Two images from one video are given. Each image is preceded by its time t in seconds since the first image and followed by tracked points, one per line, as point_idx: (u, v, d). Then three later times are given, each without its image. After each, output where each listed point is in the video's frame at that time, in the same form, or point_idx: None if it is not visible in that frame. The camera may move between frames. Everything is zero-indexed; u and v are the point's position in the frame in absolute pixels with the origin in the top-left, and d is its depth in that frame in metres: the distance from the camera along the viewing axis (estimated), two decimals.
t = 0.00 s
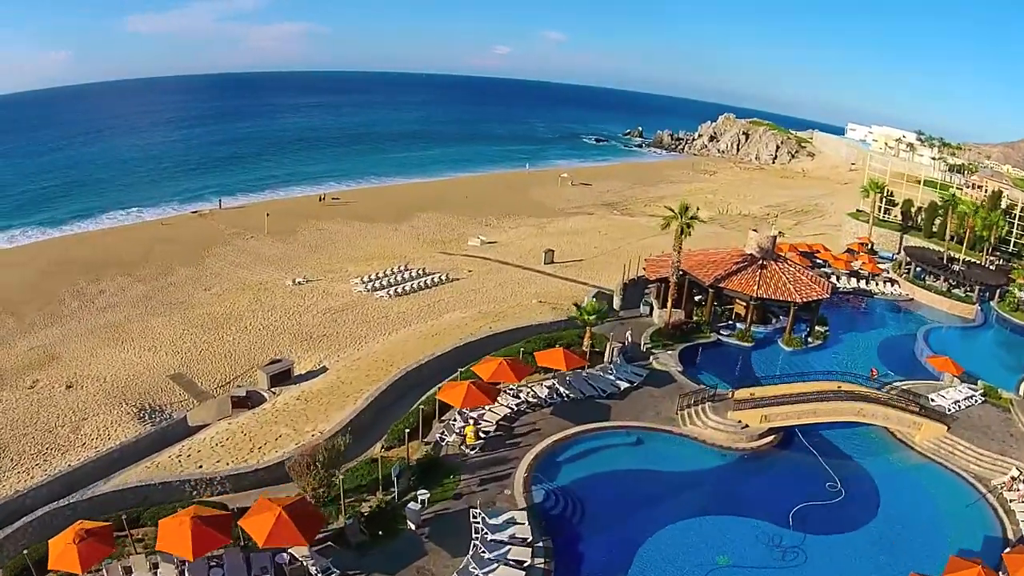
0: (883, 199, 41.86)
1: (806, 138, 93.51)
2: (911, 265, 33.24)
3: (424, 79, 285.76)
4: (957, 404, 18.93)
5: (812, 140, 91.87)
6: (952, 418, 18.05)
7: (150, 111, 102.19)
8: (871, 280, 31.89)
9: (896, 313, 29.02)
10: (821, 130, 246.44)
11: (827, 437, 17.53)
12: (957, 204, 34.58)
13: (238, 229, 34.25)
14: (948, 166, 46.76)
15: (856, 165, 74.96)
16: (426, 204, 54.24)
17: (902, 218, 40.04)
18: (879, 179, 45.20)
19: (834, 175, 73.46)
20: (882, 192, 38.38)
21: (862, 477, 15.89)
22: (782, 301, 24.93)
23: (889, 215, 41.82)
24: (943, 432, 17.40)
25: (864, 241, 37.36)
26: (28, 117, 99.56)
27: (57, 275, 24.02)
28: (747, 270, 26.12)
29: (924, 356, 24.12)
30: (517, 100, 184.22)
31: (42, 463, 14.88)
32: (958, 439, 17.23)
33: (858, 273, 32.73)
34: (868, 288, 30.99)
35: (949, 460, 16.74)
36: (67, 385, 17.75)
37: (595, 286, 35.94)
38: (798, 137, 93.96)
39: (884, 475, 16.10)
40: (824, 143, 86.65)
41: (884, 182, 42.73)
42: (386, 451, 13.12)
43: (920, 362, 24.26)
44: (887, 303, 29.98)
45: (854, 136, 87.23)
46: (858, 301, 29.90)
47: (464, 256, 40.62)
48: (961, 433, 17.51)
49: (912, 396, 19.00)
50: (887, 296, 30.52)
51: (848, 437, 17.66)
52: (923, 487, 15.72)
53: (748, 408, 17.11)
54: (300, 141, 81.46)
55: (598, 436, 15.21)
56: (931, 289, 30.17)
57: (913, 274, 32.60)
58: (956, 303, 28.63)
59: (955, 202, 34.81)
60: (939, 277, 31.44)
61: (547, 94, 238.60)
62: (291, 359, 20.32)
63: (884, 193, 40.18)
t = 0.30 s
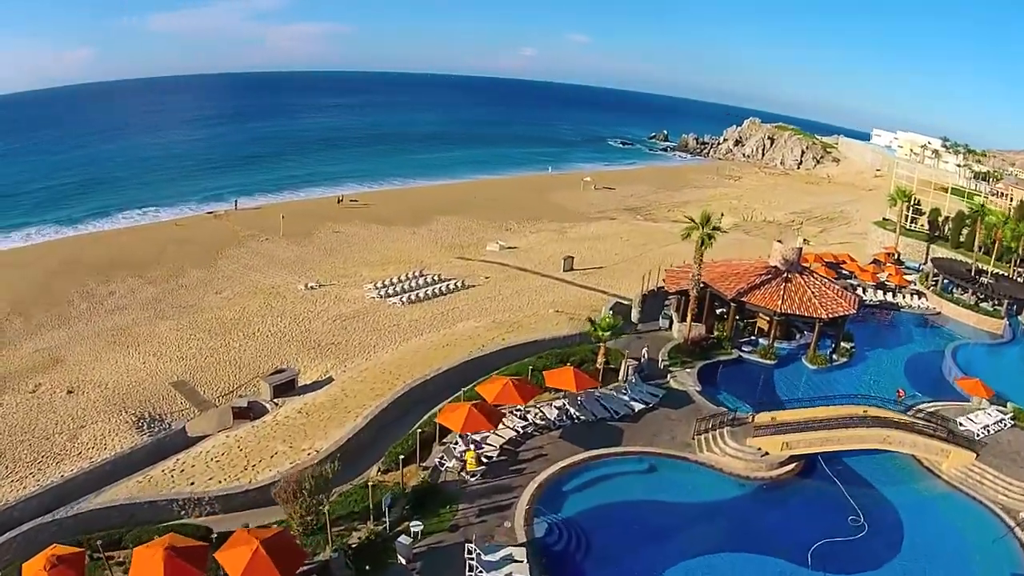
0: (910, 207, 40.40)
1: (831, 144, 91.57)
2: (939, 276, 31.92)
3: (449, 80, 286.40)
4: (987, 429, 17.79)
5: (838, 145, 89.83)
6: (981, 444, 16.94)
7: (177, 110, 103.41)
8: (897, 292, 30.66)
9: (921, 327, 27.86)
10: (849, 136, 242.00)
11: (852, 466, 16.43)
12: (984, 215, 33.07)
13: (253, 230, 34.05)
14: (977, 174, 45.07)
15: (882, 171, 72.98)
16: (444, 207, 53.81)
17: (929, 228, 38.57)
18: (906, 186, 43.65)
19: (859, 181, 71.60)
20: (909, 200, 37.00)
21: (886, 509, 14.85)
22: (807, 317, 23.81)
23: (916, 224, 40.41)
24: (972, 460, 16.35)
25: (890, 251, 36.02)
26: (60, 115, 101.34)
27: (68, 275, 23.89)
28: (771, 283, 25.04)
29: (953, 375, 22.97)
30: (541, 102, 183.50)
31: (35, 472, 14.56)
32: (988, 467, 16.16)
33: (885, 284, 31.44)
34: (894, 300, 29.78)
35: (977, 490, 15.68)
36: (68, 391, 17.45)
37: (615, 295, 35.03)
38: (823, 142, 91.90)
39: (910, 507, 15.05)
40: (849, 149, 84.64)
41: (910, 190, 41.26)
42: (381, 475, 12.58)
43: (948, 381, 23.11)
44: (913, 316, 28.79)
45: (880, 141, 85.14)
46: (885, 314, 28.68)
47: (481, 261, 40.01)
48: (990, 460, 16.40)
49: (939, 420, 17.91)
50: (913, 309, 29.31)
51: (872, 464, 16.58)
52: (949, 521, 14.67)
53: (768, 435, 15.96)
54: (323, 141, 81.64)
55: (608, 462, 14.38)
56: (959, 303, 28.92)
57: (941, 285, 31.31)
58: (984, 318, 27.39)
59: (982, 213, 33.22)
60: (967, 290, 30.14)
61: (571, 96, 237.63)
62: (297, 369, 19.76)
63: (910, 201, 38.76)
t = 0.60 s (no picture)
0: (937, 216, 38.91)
1: (855, 149, 89.60)
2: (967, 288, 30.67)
3: (473, 81, 286.92)
4: (1016, 456, 16.67)
5: (862, 151, 87.89)
6: (1008, 473, 15.83)
7: (203, 109, 104.51)
8: (923, 305, 29.44)
9: (947, 342, 26.72)
10: (876, 141, 237.38)
11: (874, 497, 15.39)
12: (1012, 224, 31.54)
13: (268, 232, 33.85)
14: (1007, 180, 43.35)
15: (905, 178, 71.30)
16: (462, 210, 53.34)
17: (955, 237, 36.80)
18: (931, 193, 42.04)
19: (882, 187, 69.81)
20: (935, 209, 35.65)
21: (910, 545, 13.86)
22: (831, 334, 22.74)
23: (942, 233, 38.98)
24: (999, 490, 15.25)
25: (917, 260, 34.72)
26: (88, 113, 102.84)
27: (78, 276, 23.75)
28: (794, 298, 23.97)
29: (982, 395, 21.83)
30: (563, 104, 182.78)
31: (27, 482, 14.26)
32: (1015, 499, 15.07)
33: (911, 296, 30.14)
34: (920, 313, 28.61)
35: (1005, 524, 14.62)
36: (67, 396, 17.14)
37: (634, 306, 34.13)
38: (847, 147, 89.99)
39: (935, 543, 14.06)
40: (873, 155, 82.72)
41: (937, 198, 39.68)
42: (374, 501, 12.09)
43: (976, 401, 21.97)
44: (939, 330, 27.64)
45: (904, 146, 83.13)
46: (909, 328, 27.56)
47: (497, 267, 39.40)
48: (1019, 491, 15.31)
49: (964, 447, 16.86)
50: (940, 322, 28.14)
51: (895, 495, 15.55)
52: (977, 558, 13.69)
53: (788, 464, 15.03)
54: (344, 142, 81.77)
55: (616, 492, 13.59)
56: (987, 316, 27.73)
57: (968, 298, 30.06)
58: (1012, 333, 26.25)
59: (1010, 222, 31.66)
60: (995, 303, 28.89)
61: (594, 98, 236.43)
62: (301, 379, 19.25)
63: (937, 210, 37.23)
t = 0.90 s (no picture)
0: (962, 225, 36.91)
1: (879, 155, 87.57)
2: (993, 302, 29.44)
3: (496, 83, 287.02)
4: None
5: (886, 156, 85.82)
6: None
7: (228, 108, 105.48)
8: (949, 320, 28.29)
9: (972, 358, 25.60)
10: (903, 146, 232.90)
11: (897, 533, 14.39)
12: None
13: (280, 234, 33.60)
14: None
15: (928, 184, 69.57)
16: (479, 213, 52.81)
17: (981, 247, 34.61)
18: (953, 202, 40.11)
19: (905, 193, 67.97)
20: (962, 219, 34.23)
21: None
22: (856, 352, 21.65)
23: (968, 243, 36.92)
24: None
25: (941, 271, 33.50)
26: (115, 110, 104.30)
27: (86, 277, 23.57)
28: (817, 314, 22.81)
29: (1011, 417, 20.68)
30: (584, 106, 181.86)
31: (18, 493, 13.97)
32: None
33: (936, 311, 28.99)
34: (945, 328, 27.48)
35: None
36: (65, 403, 16.87)
37: (654, 316, 33.17)
38: (870, 153, 88.00)
39: None
40: (897, 161, 80.73)
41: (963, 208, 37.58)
42: (364, 529, 11.54)
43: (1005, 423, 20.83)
44: (966, 346, 26.51)
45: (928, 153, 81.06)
46: (934, 343, 26.49)
47: (513, 273, 38.75)
48: None
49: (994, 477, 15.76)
50: (966, 338, 27.02)
51: (920, 531, 14.52)
52: None
53: (806, 497, 14.05)
54: (364, 142, 81.79)
55: (623, 526, 12.81)
56: (1015, 332, 26.58)
57: (995, 312, 28.86)
58: None
59: None
60: None
61: (617, 101, 235.09)
62: (304, 390, 18.76)
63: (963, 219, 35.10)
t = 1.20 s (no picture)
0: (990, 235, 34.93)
1: (905, 160, 85.02)
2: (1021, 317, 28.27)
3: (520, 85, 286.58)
4: None
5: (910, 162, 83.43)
6: None
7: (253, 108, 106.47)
8: (976, 335, 27.06)
9: (1000, 376, 24.39)
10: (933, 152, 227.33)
11: None
12: None
13: (295, 237, 33.33)
14: None
15: (953, 191, 67.55)
16: (497, 216, 52.15)
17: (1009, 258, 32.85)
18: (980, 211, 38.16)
19: (929, 201, 65.75)
20: (991, 229, 32.69)
21: None
22: (883, 374, 20.51)
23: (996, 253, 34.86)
24: None
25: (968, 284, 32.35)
26: (143, 108, 105.66)
27: (96, 277, 23.43)
28: (843, 333, 21.59)
29: None
30: (607, 109, 180.30)
31: (8, 504, 13.67)
32: None
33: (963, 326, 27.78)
34: (973, 344, 26.31)
35: None
36: (64, 410, 16.58)
37: (676, 329, 32.15)
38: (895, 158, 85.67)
39: None
40: (922, 167, 78.50)
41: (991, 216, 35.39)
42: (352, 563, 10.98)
43: None
44: (995, 362, 25.31)
45: (952, 159, 78.49)
46: (960, 359, 25.31)
47: (529, 281, 37.96)
48: None
49: None
50: (995, 353, 25.83)
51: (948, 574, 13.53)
52: None
53: (825, 536, 13.22)
54: (384, 142, 81.78)
55: (629, 564, 11.98)
56: None
57: None
58: None
59: None
60: None
61: (641, 103, 232.89)
62: (307, 401, 18.27)
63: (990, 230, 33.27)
